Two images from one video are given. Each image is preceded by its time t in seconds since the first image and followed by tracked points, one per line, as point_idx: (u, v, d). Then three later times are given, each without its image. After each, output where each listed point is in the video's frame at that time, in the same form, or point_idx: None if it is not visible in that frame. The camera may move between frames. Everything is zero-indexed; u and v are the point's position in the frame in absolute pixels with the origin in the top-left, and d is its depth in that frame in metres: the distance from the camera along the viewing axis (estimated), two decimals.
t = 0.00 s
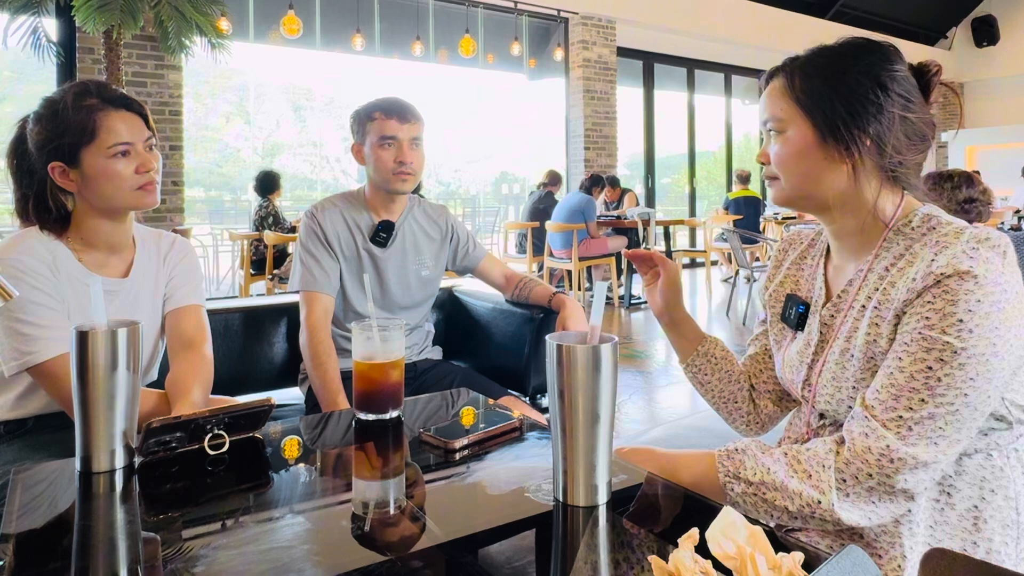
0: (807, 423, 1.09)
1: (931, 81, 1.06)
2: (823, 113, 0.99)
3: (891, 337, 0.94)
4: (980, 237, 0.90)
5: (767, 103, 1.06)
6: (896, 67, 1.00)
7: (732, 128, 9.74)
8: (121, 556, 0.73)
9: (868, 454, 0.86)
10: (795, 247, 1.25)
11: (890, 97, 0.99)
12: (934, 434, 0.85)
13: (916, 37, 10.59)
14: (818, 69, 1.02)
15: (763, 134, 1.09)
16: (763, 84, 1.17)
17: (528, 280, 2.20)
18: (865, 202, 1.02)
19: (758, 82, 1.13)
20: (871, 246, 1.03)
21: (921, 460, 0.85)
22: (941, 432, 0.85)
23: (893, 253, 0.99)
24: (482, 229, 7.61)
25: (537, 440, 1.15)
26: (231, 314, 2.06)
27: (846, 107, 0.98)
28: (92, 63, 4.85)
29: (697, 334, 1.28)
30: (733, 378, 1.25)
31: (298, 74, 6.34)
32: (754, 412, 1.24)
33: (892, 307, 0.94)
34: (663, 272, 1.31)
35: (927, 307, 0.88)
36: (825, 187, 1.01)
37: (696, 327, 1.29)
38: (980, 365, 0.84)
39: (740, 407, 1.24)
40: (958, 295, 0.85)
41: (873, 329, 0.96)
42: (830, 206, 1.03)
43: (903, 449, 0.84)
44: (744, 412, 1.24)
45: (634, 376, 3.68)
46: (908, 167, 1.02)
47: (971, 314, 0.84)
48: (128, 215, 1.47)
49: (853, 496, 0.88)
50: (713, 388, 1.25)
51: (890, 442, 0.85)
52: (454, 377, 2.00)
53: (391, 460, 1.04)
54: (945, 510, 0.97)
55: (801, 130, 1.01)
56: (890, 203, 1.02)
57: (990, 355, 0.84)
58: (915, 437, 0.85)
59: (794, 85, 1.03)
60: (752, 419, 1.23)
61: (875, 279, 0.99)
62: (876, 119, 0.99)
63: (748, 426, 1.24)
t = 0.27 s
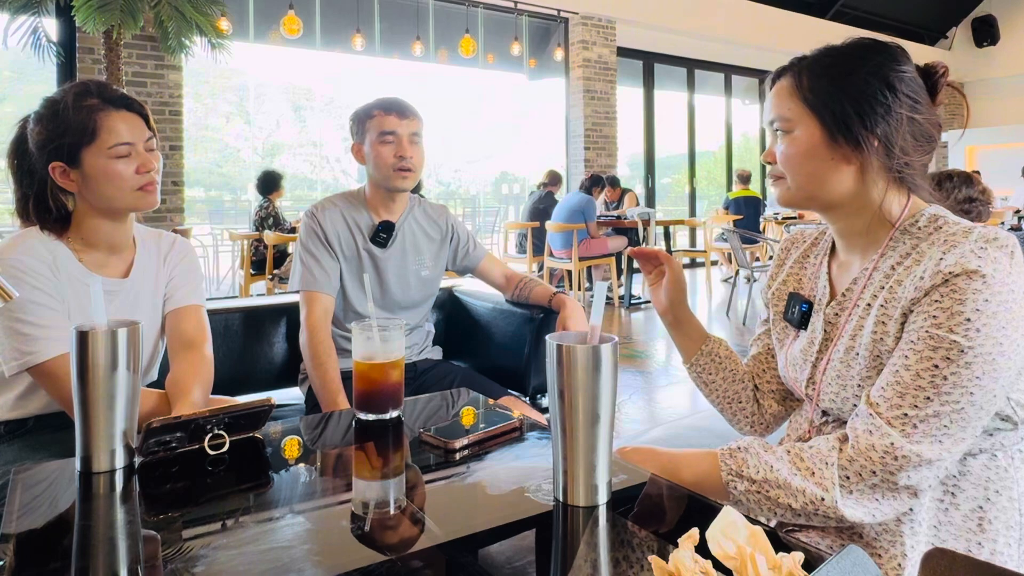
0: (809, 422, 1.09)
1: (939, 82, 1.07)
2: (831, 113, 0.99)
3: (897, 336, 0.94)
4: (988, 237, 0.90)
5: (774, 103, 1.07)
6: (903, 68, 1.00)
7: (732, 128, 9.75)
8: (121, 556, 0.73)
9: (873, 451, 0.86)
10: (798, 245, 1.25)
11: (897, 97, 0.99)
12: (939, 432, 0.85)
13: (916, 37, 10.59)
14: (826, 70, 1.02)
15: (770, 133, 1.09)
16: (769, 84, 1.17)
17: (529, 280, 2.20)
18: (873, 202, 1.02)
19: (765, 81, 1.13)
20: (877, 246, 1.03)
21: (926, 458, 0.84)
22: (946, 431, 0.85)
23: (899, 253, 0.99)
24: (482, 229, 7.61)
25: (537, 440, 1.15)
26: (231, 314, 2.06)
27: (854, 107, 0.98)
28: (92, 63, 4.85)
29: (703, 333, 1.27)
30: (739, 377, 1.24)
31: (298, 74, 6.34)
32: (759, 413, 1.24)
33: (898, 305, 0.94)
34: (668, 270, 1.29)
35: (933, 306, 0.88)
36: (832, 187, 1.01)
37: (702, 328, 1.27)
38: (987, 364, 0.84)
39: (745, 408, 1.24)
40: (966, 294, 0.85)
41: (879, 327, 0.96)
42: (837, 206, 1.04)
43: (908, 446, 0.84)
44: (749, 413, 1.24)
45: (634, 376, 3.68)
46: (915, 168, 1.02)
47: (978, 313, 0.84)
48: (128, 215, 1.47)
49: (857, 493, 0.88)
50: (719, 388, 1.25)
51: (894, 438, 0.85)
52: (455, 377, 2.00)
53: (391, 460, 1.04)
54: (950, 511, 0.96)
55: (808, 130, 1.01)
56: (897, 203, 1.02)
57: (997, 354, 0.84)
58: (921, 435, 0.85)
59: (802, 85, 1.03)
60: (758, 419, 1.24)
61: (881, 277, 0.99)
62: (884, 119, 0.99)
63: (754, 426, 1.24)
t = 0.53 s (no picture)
0: (811, 420, 1.09)
1: (942, 83, 1.07)
2: (836, 112, 0.99)
3: (900, 334, 0.94)
4: (991, 235, 0.90)
5: (778, 101, 1.06)
6: (908, 67, 1.00)
7: (732, 128, 9.75)
8: (121, 556, 0.73)
9: (875, 449, 0.86)
10: (799, 244, 1.25)
11: (902, 97, 0.99)
12: (941, 430, 0.85)
13: (916, 37, 10.59)
14: (830, 68, 1.02)
15: (773, 132, 1.09)
16: (772, 83, 1.17)
17: (528, 280, 2.20)
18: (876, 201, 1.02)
19: (768, 80, 1.13)
20: (880, 245, 1.03)
21: (929, 456, 0.84)
22: (948, 428, 0.85)
23: (902, 251, 0.99)
24: (482, 229, 7.61)
25: (537, 440, 1.15)
26: (232, 314, 2.06)
27: (859, 105, 0.98)
28: (92, 63, 4.85)
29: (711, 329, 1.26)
30: (745, 374, 1.24)
31: (298, 73, 6.34)
32: (762, 411, 1.24)
33: (901, 303, 0.94)
34: (679, 263, 1.28)
35: (936, 303, 0.88)
36: (836, 185, 1.01)
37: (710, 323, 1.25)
38: (989, 362, 0.84)
39: (750, 406, 1.24)
40: (969, 291, 0.85)
41: (882, 325, 0.96)
42: (841, 205, 1.03)
43: (909, 444, 0.84)
44: (753, 412, 1.24)
45: (634, 376, 3.68)
46: (919, 167, 1.02)
47: (981, 311, 0.84)
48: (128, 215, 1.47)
49: (859, 492, 0.87)
50: (725, 385, 1.24)
51: (897, 436, 0.85)
52: (455, 377, 2.00)
53: (391, 460, 1.04)
54: (951, 510, 0.96)
55: (812, 129, 1.01)
56: (901, 202, 1.02)
57: (999, 351, 0.84)
58: (923, 433, 0.85)
59: (807, 83, 1.03)
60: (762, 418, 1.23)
61: (883, 276, 0.99)
62: (889, 118, 0.99)
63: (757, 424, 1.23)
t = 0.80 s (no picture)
0: (811, 421, 1.09)
1: (941, 86, 1.07)
2: (835, 111, 0.99)
3: (902, 334, 0.94)
4: (994, 236, 0.91)
5: (777, 99, 1.06)
6: (907, 68, 1.00)
7: (732, 128, 9.74)
8: (121, 555, 0.73)
9: (878, 449, 0.86)
10: (797, 245, 1.25)
11: (901, 97, 0.99)
12: (944, 430, 0.85)
13: (916, 37, 10.58)
14: (830, 67, 1.02)
15: (772, 130, 1.09)
16: (772, 82, 1.17)
17: (528, 280, 2.20)
18: (874, 201, 1.02)
19: (768, 79, 1.13)
20: (878, 246, 1.03)
21: (933, 456, 0.84)
22: (952, 429, 0.85)
23: (903, 251, 0.99)
24: (482, 229, 7.61)
25: (537, 440, 1.15)
26: (231, 314, 2.06)
27: (858, 105, 0.98)
28: (92, 63, 4.85)
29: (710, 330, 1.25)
30: (733, 370, 1.25)
31: (298, 73, 6.34)
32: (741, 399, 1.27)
33: (903, 304, 0.94)
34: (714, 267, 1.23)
35: (940, 304, 0.88)
36: (834, 184, 1.01)
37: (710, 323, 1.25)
38: (993, 362, 0.84)
39: (731, 399, 1.27)
40: (973, 292, 0.85)
41: (883, 326, 0.96)
42: (838, 204, 1.03)
43: (913, 444, 0.84)
44: (733, 401, 1.27)
45: (634, 376, 3.68)
46: (916, 168, 1.02)
47: (985, 311, 0.84)
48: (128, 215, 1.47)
49: (862, 492, 0.87)
50: (714, 380, 1.25)
51: (901, 437, 0.84)
52: (455, 377, 2.00)
53: (391, 460, 1.04)
54: (952, 510, 0.96)
55: (810, 127, 1.01)
56: (898, 203, 1.02)
57: (1003, 352, 0.84)
58: (926, 433, 0.85)
59: (807, 82, 1.03)
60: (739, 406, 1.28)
61: (885, 276, 0.99)
62: (887, 118, 0.99)
63: (734, 409, 1.28)
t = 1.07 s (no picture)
0: (810, 422, 1.09)
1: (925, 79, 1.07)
2: (828, 117, 0.99)
3: (901, 335, 0.94)
4: (992, 236, 0.91)
5: (766, 109, 1.06)
6: (892, 66, 1.01)
7: (732, 128, 9.74)
8: (121, 556, 0.73)
9: (878, 451, 0.86)
10: (797, 245, 1.25)
11: (890, 96, 1.00)
12: (944, 431, 0.85)
13: (916, 37, 10.58)
14: (817, 73, 1.02)
15: (763, 140, 1.08)
16: (755, 89, 1.16)
17: (528, 280, 2.20)
18: (874, 203, 1.02)
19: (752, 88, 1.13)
20: (879, 247, 1.03)
21: (932, 457, 0.84)
22: (952, 430, 0.85)
23: (901, 253, 0.99)
24: (482, 229, 7.61)
25: (537, 440, 1.15)
26: (232, 314, 2.06)
27: (849, 109, 0.98)
28: (92, 63, 4.85)
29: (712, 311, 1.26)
30: (735, 360, 1.25)
31: (298, 73, 6.34)
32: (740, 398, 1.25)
33: (901, 306, 0.94)
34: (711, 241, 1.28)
35: (938, 305, 0.88)
36: (833, 190, 1.01)
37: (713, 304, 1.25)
38: (992, 363, 0.84)
39: (730, 394, 1.24)
40: (971, 292, 0.85)
41: (882, 327, 0.96)
42: (838, 209, 1.03)
43: (914, 446, 0.84)
44: (731, 400, 1.24)
45: (634, 376, 3.68)
46: (911, 165, 1.02)
47: (983, 311, 0.84)
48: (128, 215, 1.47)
49: (862, 495, 0.87)
50: (715, 368, 1.24)
51: (901, 439, 0.84)
52: (454, 377, 2.00)
53: (391, 460, 1.04)
54: (952, 511, 0.96)
55: (804, 136, 1.00)
56: (897, 202, 1.02)
57: (1002, 352, 0.84)
58: (926, 435, 0.85)
59: (794, 90, 1.02)
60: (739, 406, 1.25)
61: (883, 278, 0.99)
62: (879, 119, 0.99)
63: (735, 409, 1.25)
